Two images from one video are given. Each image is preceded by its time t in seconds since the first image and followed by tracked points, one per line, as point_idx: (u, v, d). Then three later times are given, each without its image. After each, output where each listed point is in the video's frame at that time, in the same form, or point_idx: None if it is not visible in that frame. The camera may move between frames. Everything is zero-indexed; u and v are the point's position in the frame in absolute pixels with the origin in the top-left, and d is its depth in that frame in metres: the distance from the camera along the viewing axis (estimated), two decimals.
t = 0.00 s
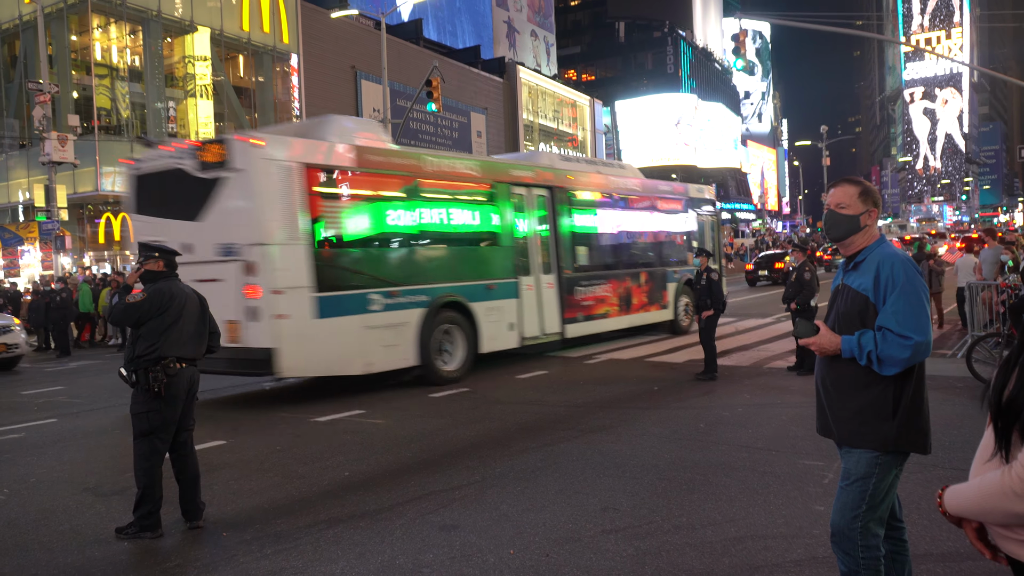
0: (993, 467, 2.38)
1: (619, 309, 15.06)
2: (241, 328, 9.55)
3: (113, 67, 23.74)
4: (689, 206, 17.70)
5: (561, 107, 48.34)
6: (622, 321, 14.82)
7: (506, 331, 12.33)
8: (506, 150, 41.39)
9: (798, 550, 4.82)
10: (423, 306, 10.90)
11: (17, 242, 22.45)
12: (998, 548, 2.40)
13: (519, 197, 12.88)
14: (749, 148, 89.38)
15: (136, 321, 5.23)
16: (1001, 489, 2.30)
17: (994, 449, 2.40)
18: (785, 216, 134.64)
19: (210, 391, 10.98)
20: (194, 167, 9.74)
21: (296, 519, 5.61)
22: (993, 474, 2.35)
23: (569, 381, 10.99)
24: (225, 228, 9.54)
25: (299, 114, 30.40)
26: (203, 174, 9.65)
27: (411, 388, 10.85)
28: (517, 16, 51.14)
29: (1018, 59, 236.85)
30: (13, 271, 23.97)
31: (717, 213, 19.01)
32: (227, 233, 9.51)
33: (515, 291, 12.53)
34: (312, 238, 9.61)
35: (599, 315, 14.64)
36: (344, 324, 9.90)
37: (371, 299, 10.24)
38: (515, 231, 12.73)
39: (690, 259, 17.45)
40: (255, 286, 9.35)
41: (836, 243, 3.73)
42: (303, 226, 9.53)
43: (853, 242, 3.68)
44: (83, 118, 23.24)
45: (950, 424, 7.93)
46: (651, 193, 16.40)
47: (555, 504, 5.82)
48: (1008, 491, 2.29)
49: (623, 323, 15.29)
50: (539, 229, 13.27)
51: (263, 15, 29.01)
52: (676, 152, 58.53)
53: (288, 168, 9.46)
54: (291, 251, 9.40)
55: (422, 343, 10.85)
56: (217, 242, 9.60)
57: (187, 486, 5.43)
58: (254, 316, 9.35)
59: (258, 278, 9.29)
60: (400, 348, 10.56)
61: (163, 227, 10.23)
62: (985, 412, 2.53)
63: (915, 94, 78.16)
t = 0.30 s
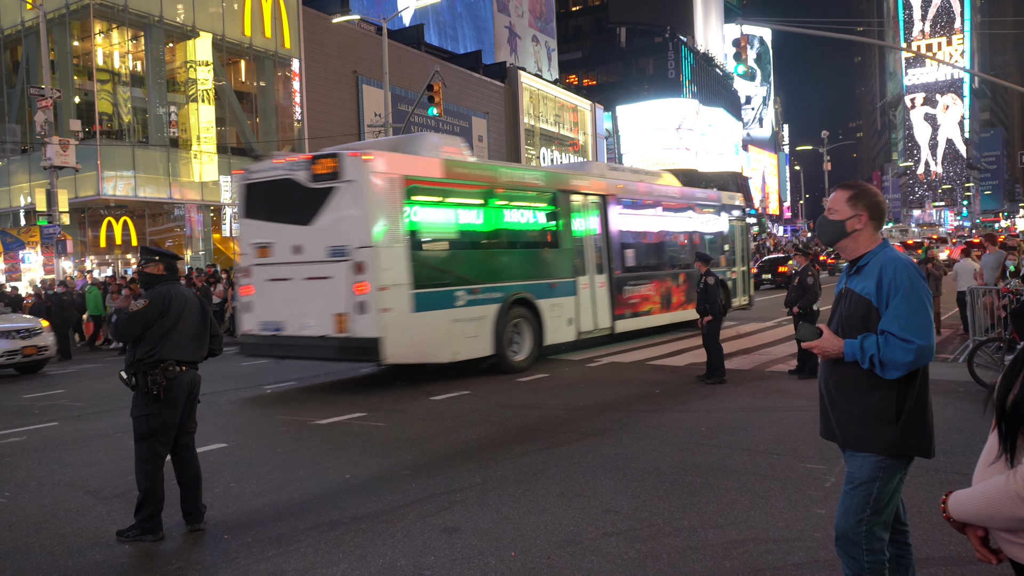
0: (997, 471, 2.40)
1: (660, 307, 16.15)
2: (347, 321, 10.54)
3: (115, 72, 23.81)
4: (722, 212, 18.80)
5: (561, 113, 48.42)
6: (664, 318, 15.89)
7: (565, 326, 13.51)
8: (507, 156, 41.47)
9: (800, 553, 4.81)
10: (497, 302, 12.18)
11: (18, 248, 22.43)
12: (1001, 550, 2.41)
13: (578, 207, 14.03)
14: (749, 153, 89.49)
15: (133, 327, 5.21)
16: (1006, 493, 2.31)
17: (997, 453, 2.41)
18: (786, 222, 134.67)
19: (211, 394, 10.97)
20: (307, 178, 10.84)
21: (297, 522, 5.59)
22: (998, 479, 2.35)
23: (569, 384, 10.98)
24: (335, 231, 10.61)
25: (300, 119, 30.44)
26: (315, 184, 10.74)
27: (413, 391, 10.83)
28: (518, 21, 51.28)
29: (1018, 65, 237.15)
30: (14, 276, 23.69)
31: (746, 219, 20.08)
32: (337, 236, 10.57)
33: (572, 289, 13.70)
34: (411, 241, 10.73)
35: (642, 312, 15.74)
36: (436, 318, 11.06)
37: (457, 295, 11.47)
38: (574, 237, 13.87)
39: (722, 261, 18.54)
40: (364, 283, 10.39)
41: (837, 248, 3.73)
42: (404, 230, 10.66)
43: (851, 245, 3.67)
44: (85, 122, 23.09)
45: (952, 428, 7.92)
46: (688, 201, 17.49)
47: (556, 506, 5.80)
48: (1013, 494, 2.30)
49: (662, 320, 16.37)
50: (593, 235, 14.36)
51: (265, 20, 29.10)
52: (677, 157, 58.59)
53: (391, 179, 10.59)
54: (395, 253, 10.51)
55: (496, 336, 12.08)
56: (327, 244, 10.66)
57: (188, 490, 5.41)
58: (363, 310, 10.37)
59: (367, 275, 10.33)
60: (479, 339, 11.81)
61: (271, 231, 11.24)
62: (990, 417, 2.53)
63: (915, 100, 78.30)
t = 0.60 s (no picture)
0: (995, 460, 2.43)
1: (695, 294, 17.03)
2: (432, 305, 11.77)
3: (115, 64, 23.75)
4: (750, 204, 19.75)
5: (562, 104, 48.32)
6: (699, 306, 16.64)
7: (614, 311, 14.45)
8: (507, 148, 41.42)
9: (799, 544, 4.83)
10: (558, 288, 13.23)
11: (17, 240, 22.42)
12: (997, 539, 2.45)
13: (624, 198, 14.91)
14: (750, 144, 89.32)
15: (134, 325, 5.20)
16: (1004, 481, 2.34)
17: (993, 441, 2.45)
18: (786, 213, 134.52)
19: (212, 386, 10.98)
20: (394, 176, 12.02)
21: (297, 514, 5.61)
22: (999, 469, 2.38)
23: (569, 376, 10.99)
24: (420, 225, 11.83)
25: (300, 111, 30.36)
26: (402, 182, 11.91)
27: (413, 382, 10.84)
28: (518, 12, 51.13)
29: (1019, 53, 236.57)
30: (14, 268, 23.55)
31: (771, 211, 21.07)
32: (422, 230, 11.77)
33: (620, 277, 14.65)
34: (488, 234, 11.92)
35: (680, 299, 16.60)
36: (509, 302, 12.24)
37: (525, 282, 12.60)
38: (621, 226, 14.74)
39: (750, 251, 19.46)
40: (448, 271, 11.60)
41: (839, 240, 3.76)
42: (483, 221, 11.85)
43: (845, 236, 3.71)
44: (84, 114, 23.05)
45: (950, 419, 7.93)
46: (721, 194, 18.44)
47: (555, 498, 5.83)
48: (1014, 483, 2.33)
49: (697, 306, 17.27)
50: (638, 224, 15.25)
51: (264, 11, 29.02)
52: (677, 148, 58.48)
53: (471, 178, 11.76)
54: (475, 244, 11.69)
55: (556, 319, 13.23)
56: (413, 237, 11.87)
57: (188, 482, 5.44)
58: (447, 295, 11.59)
59: (451, 265, 11.54)
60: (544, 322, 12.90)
61: (359, 224, 12.46)
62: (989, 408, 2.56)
63: (916, 91, 78.13)
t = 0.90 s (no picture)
0: (993, 458, 2.43)
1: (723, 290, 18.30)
2: (498, 300, 13.14)
3: (111, 66, 23.71)
4: (771, 207, 21.22)
5: (559, 105, 48.35)
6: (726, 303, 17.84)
7: (653, 307, 15.75)
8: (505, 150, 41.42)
9: (797, 545, 4.83)
10: (606, 285, 14.48)
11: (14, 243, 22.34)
12: (990, 537, 2.47)
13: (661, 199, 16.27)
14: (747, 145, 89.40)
15: (114, 332, 5.21)
16: (1003, 480, 2.35)
17: (989, 439, 2.46)
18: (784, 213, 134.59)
19: (210, 389, 10.96)
20: (462, 183, 13.38)
21: (295, 517, 5.61)
22: (996, 467, 2.39)
23: (567, 378, 10.99)
24: (487, 227, 13.18)
25: (298, 113, 30.35)
26: (470, 188, 13.25)
27: (411, 384, 10.84)
28: (515, 13, 51.18)
29: (1017, 52, 236.39)
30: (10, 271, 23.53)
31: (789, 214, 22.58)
32: (489, 232, 13.12)
33: (659, 275, 15.95)
34: (548, 234, 13.22)
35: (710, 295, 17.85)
36: (565, 297, 13.54)
37: (578, 279, 13.87)
38: (659, 224, 16.07)
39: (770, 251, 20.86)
40: (513, 270, 12.94)
41: (836, 239, 3.79)
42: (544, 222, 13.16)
43: (840, 237, 3.75)
44: (80, 117, 23.00)
45: (947, 419, 7.95)
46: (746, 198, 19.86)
47: (554, 500, 5.83)
48: (1013, 482, 2.33)
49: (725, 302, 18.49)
50: (673, 223, 16.60)
51: (261, 14, 29.02)
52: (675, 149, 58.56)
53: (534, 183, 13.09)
54: (537, 245, 13.00)
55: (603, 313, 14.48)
56: (480, 237, 13.22)
57: (184, 485, 5.42)
58: (512, 291, 12.94)
59: (516, 263, 12.87)
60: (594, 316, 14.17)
61: (428, 226, 13.86)
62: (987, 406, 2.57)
63: (913, 90, 78.24)
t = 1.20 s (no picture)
0: (993, 459, 2.43)
1: (750, 288, 19.50)
2: (553, 295, 14.37)
3: (111, 67, 23.71)
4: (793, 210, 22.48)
5: (559, 106, 48.35)
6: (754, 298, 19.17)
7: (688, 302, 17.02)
8: (505, 151, 41.42)
9: (798, 546, 4.83)
10: (647, 282, 15.69)
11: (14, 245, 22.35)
12: (988, 539, 2.48)
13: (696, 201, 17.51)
14: (747, 145, 89.43)
15: (92, 337, 5.26)
16: (1004, 481, 2.34)
17: (989, 438, 2.45)
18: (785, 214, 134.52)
19: (211, 390, 10.95)
20: (520, 188, 14.65)
21: (296, 517, 5.62)
22: (997, 469, 2.38)
23: (568, 378, 10.99)
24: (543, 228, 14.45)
25: (298, 114, 30.36)
26: (528, 193, 14.52)
27: (412, 386, 10.84)
28: (515, 14, 51.31)
29: (1017, 53, 236.53)
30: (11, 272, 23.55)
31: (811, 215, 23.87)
32: (546, 233, 14.37)
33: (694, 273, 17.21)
34: (600, 234, 14.46)
35: (738, 292, 19.05)
36: (613, 293, 14.74)
37: (624, 276, 15.04)
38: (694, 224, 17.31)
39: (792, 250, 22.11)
40: (568, 267, 14.18)
41: (834, 239, 3.81)
42: (596, 223, 14.37)
43: (839, 238, 3.76)
44: (81, 118, 23.03)
45: (948, 419, 7.95)
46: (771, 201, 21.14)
47: (554, 500, 5.83)
48: (1014, 483, 2.32)
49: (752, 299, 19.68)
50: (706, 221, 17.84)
51: (261, 15, 29.07)
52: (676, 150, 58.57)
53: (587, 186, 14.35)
54: (590, 244, 14.23)
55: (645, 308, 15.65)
56: (538, 238, 14.48)
57: (184, 485, 5.43)
58: (567, 287, 14.17)
59: (572, 262, 14.11)
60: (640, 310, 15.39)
61: (487, 227, 15.14)
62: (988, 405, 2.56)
63: (913, 91, 78.28)
